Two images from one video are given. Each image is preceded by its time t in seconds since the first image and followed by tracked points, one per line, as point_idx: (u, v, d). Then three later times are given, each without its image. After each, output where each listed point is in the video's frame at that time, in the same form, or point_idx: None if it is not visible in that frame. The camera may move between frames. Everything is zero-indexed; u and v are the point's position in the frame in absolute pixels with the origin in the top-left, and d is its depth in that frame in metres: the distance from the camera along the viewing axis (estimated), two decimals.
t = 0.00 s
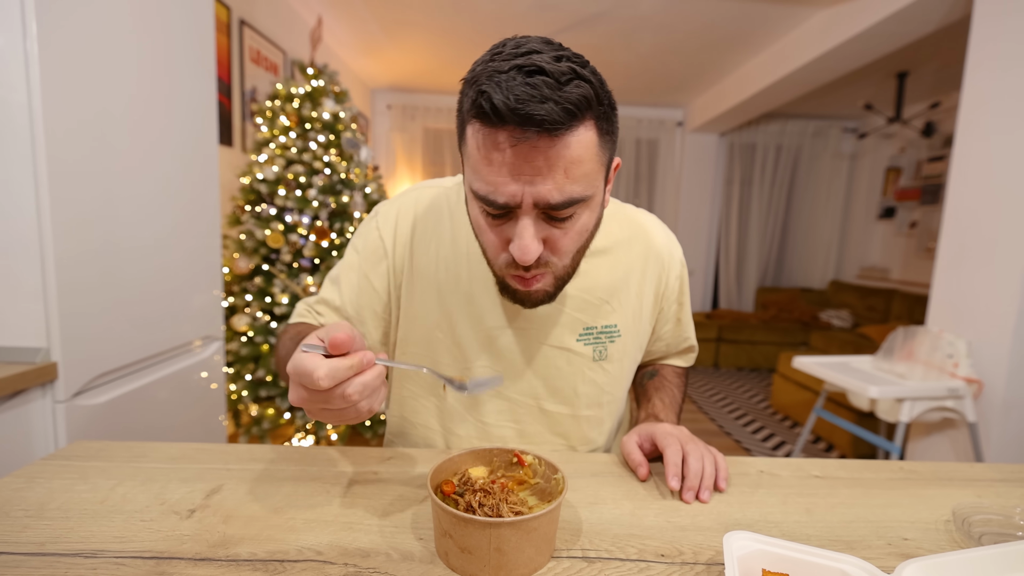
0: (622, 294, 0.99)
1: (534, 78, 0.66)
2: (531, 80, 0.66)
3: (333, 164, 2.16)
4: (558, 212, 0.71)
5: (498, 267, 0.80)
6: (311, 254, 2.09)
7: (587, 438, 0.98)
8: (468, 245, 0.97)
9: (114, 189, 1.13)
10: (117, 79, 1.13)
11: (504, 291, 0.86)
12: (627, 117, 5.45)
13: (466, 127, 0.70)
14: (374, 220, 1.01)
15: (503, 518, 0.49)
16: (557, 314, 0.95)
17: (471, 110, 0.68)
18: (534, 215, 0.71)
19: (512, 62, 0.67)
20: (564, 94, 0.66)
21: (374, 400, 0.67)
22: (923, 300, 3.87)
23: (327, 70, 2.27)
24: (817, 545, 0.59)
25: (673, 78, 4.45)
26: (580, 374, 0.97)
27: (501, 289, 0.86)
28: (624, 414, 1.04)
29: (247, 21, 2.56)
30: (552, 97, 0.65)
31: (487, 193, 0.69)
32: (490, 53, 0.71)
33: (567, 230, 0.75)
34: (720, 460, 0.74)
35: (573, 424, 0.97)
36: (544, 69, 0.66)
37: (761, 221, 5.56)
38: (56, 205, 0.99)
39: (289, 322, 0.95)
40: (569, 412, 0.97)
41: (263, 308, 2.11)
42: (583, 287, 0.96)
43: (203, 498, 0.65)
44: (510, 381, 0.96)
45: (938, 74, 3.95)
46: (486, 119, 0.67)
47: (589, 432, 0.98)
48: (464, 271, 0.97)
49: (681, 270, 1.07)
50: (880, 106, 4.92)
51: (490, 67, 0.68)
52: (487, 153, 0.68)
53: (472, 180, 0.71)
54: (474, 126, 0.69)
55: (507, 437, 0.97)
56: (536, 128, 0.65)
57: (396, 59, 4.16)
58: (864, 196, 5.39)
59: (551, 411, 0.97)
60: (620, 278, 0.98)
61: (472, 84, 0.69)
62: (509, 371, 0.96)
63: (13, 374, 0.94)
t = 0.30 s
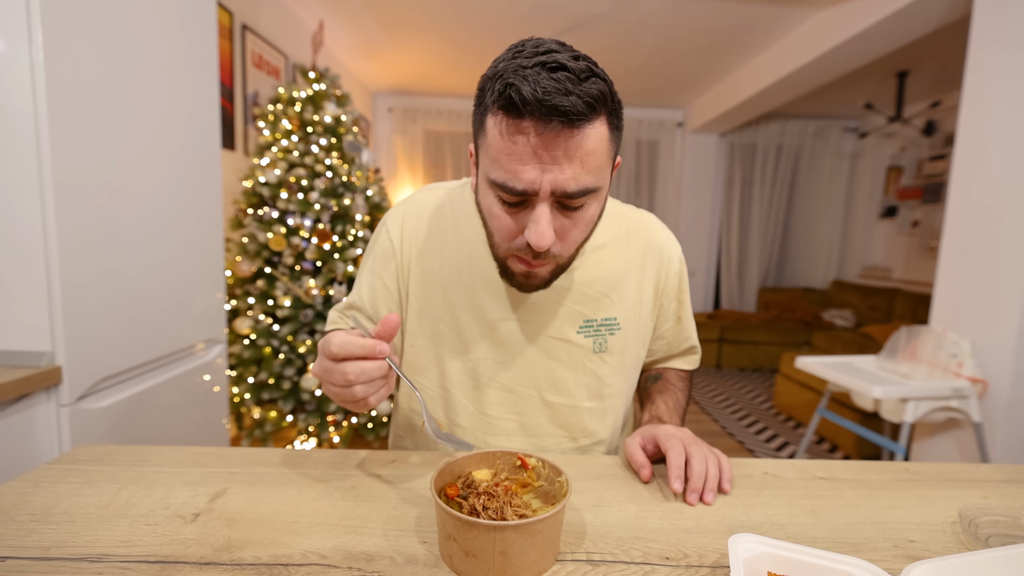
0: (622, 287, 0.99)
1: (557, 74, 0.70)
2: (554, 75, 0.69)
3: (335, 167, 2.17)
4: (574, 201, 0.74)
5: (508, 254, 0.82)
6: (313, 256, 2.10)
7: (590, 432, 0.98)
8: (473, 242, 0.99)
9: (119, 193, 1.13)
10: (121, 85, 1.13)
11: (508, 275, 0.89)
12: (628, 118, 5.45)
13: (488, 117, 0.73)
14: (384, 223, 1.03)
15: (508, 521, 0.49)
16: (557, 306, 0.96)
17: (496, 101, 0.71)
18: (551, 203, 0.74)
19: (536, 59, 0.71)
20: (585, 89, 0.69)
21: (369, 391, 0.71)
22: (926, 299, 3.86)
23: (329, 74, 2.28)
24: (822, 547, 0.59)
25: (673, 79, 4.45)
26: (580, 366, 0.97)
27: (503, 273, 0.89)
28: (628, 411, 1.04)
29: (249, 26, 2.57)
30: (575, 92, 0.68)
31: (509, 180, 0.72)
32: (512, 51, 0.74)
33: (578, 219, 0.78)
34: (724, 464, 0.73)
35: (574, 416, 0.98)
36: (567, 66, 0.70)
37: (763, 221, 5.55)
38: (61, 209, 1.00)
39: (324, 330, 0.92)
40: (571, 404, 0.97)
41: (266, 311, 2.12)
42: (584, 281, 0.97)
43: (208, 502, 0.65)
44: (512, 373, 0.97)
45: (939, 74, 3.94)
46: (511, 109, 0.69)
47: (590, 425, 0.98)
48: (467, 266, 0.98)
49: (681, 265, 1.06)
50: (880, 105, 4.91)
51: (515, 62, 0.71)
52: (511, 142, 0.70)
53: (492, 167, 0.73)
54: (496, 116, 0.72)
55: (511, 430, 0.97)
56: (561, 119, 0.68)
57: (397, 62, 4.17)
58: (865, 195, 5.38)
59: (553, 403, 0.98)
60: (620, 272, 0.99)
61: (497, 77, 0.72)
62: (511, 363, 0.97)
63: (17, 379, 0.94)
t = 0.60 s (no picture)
0: (618, 281, 1.00)
1: (564, 67, 0.74)
2: (561, 67, 0.74)
3: (335, 170, 2.17)
4: (576, 187, 0.77)
5: (511, 240, 0.84)
6: (313, 259, 2.10)
7: (587, 424, 0.99)
8: (474, 236, 0.99)
9: (118, 196, 1.14)
10: (121, 88, 1.13)
11: (512, 263, 0.90)
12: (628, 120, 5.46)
13: (497, 105, 0.76)
14: (390, 220, 1.04)
15: (507, 522, 0.49)
16: (555, 298, 0.97)
17: (505, 90, 0.74)
18: (554, 188, 0.76)
19: (544, 54, 0.76)
20: (588, 82, 0.74)
21: (378, 352, 0.71)
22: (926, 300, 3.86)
23: (329, 77, 2.28)
24: (822, 548, 0.59)
25: (673, 81, 4.46)
26: (577, 358, 0.98)
27: (509, 261, 0.90)
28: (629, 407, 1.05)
29: (249, 29, 2.58)
30: (580, 82, 0.73)
31: (515, 164, 0.74)
32: (521, 48, 0.79)
33: (579, 206, 0.80)
34: (728, 471, 0.73)
35: (570, 406, 0.98)
36: (573, 60, 0.74)
37: (763, 223, 5.56)
38: (60, 213, 1.00)
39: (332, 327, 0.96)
40: (568, 396, 0.98)
41: (266, 313, 2.12)
42: (582, 273, 0.98)
43: (208, 504, 0.65)
44: (510, 364, 0.98)
45: (937, 76, 3.95)
46: (520, 96, 0.73)
47: (586, 415, 0.99)
48: (468, 259, 0.99)
49: (676, 262, 1.05)
50: (880, 107, 4.92)
51: (524, 56, 0.76)
52: (518, 128, 0.73)
53: (498, 153, 0.76)
54: (504, 104, 0.75)
55: (510, 422, 0.98)
56: (566, 107, 0.72)
57: (397, 64, 4.17)
58: (865, 197, 5.38)
59: (551, 395, 0.98)
60: (617, 266, 1.00)
61: (507, 69, 0.76)
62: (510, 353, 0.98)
63: (16, 383, 0.94)
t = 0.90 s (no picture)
0: (615, 280, 0.99)
1: (561, 65, 0.75)
2: (559, 64, 0.75)
3: (335, 172, 2.16)
4: (571, 181, 0.77)
5: (506, 234, 0.84)
6: (313, 261, 2.10)
7: (585, 421, 0.99)
8: (474, 235, 0.99)
9: (118, 198, 1.14)
10: (121, 92, 1.14)
11: (505, 258, 0.89)
12: (628, 122, 5.46)
13: (496, 100, 0.77)
14: (394, 220, 1.05)
15: (508, 527, 0.49)
16: (553, 295, 0.97)
17: (504, 85, 0.75)
18: (550, 181, 0.76)
19: (543, 52, 0.77)
20: (585, 79, 0.75)
21: (396, 349, 0.70)
22: (928, 302, 3.86)
23: (329, 79, 2.29)
24: (824, 552, 0.59)
25: (673, 82, 4.46)
26: (573, 356, 0.98)
27: (501, 256, 0.90)
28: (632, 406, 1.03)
29: (249, 31, 2.59)
30: (576, 78, 0.73)
31: (512, 156, 0.74)
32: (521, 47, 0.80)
33: (573, 201, 0.80)
34: (684, 475, 0.66)
35: (568, 403, 0.98)
36: (570, 59, 0.75)
37: (763, 224, 5.56)
38: (60, 216, 1.00)
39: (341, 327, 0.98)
40: (566, 393, 0.98)
41: (266, 315, 2.12)
42: (580, 271, 0.98)
43: (208, 508, 0.65)
44: (508, 360, 0.98)
45: (938, 77, 3.96)
46: (518, 90, 0.73)
47: (585, 412, 0.98)
48: (467, 257, 0.99)
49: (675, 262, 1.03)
50: (881, 108, 4.92)
51: (524, 54, 0.77)
52: (516, 120, 0.74)
53: (496, 145, 0.76)
54: (502, 98, 0.75)
55: (510, 418, 0.98)
56: (562, 100, 0.72)
57: (397, 66, 4.18)
58: (866, 199, 5.38)
59: (549, 392, 0.98)
60: (614, 265, 1.00)
61: (507, 66, 0.77)
62: (508, 350, 0.98)
63: (16, 386, 0.94)
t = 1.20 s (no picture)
0: (613, 279, 0.99)
1: (557, 64, 0.75)
2: (556, 64, 0.75)
3: (335, 173, 2.17)
4: (572, 179, 0.77)
5: (509, 232, 0.84)
6: (314, 263, 2.10)
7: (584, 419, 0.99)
8: (474, 235, 1.00)
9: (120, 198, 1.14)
10: (122, 92, 1.14)
11: (512, 254, 0.90)
12: (629, 122, 5.47)
13: (493, 100, 0.77)
14: (395, 220, 1.05)
15: (509, 526, 0.49)
16: (552, 295, 0.97)
17: (501, 86, 0.75)
18: (551, 179, 0.77)
19: (539, 52, 0.77)
20: (582, 76, 0.75)
21: (436, 365, 0.70)
22: (929, 302, 3.85)
23: (329, 80, 2.30)
24: (825, 552, 0.59)
25: (674, 83, 4.47)
26: (572, 354, 0.98)
27: (507, 251, 0.90)
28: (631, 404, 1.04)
29: (249, 32, 2.59)
30: (573, 77, 0.74)
31: (512, 156, 0.75)
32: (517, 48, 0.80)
33: (575, 198, 0.80)
34: (640, 491, 0.60)
35: (568, 401, 0.98)
36: (566, 57, 0.75)
37: (764, 224, 5.56)
38: (62, 217, 1.00)
39: (347, 332, 0.99)
40: (565, 391, 0.98)
41: (267, 316, 2.12)
42: (578, 270, 0.98)
43: (210, 508, 0.65)
44: (508, 358, 0.98)
45: (940, 77, 3.96)
46: (516, 91, 0.74)
47: (584, 411, 0.98)
48: (467, 256, 0.99)
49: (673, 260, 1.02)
50: (882, 109, 4.92)
51: (520, 54, 0.77)
52: (515, 120, 0.74)
53: (496, 145, 0.76)
54: (500, 99, 0.76)
55: (511, 416, 0.98)
56: (560, 99, 0.73)
57: (397, 66, 4.18)
58: (868, 199, 5.37)
59: (548, 391, 0.98)
60: (611, 264, 0.99)
61: (504, 66, 0.77)
62: (508, 348, 0.98)
63: (18, 386, 0.95)
